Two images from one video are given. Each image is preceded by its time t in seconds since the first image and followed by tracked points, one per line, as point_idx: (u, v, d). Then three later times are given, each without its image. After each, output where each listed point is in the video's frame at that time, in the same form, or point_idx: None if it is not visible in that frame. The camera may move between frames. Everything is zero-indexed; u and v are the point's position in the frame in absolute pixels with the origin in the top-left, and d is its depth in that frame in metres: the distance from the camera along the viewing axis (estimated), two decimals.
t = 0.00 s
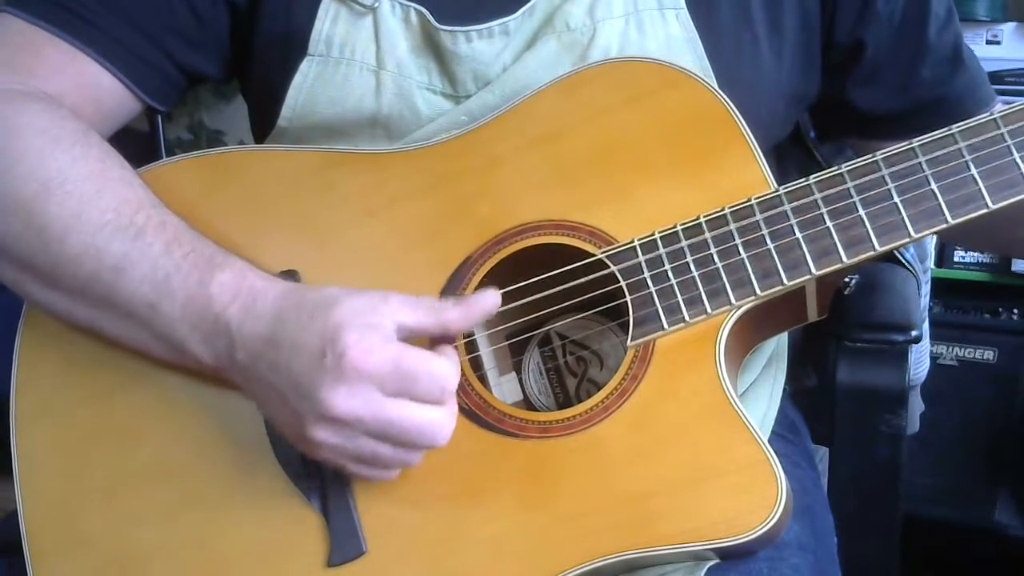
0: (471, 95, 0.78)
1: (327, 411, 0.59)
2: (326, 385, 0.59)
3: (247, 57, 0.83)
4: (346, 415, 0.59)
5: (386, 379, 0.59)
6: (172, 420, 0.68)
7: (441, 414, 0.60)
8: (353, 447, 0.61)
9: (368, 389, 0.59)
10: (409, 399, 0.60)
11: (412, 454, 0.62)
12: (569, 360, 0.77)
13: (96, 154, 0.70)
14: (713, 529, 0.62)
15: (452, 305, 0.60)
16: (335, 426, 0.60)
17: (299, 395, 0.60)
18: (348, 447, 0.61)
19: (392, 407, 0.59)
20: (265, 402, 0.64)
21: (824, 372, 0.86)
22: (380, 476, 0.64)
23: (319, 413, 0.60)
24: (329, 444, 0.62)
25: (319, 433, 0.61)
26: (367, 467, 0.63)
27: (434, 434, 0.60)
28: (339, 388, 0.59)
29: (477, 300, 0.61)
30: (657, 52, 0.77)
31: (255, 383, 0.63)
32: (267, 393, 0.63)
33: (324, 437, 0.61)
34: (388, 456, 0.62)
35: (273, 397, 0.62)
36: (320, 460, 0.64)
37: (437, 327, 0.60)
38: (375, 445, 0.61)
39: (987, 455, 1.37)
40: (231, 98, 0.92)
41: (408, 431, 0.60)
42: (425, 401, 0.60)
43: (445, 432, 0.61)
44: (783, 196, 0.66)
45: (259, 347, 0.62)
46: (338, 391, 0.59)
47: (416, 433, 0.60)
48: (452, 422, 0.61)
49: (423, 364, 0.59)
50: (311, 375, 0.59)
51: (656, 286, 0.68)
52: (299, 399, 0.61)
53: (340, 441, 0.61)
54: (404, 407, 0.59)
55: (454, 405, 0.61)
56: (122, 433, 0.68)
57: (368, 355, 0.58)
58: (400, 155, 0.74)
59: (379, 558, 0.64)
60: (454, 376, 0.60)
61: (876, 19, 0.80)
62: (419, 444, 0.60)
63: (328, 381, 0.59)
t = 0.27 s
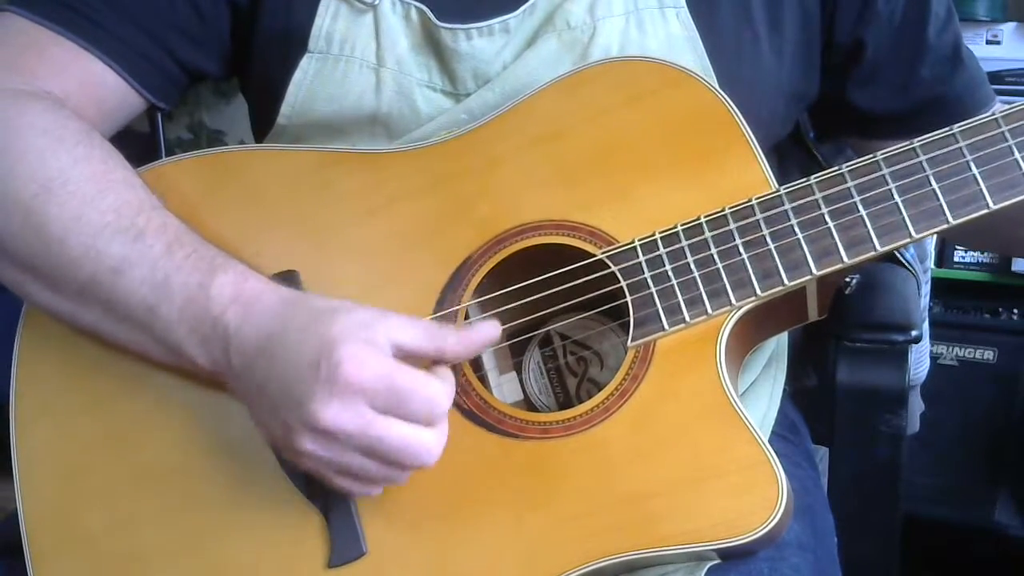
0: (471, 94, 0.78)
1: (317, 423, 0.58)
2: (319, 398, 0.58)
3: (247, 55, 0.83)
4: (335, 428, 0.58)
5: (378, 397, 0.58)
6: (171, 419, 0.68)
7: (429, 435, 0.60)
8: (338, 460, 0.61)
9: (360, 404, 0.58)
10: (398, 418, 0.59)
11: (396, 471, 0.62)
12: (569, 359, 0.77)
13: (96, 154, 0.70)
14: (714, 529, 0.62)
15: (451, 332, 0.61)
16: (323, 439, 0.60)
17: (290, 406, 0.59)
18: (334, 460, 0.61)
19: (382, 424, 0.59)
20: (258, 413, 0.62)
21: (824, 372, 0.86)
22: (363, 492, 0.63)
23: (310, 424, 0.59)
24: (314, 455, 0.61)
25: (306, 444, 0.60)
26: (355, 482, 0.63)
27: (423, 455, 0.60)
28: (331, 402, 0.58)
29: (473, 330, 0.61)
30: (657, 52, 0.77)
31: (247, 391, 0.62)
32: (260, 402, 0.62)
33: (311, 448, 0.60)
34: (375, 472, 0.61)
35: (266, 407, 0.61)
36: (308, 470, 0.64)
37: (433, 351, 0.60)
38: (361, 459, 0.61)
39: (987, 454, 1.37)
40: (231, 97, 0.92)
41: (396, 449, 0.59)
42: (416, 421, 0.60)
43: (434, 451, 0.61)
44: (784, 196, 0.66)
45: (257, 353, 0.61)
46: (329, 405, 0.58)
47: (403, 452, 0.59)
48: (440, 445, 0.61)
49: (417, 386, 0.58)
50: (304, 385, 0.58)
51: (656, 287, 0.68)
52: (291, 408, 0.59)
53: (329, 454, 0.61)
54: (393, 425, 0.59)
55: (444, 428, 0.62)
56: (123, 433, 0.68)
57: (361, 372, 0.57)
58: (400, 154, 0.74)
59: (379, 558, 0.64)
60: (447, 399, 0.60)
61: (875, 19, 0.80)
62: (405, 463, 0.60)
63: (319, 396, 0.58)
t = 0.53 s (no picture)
0: (470, 93, 0.78)
1: (304, 435, 0.59)
2: (308, 410, 0.58)
3: (246, 54, 0.83)
4: (323, 441, 0.58)
5: (367, 411, 0.58)
6: (171, 420, 0.68)
7: (420, 454, 0.60)
8: (325, 472, 0.61)
9: (348, 419, 0.58)
10: (385, 435, 0.59)
11: (381, 488, 0.61)
12: (568, 360, 0.77)
13: (96, 153, 0.70)
14: (714, 530, 0.62)
15: (446, 352, 0.62)
16: (309, 451, 0.60)
17: (281, 415, 0.59)
18: (320, 475, 0.61)
19: (369, 439, 0.59)
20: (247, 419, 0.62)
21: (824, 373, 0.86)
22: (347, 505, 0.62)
23: (297, 435, 0.59)
24: (298, 467, 0.61)
25: (291, 455, 0.60)
26: (338, 495, 0.62)
27: (409, 474, 0.60)
28: (320, 415, 0.58)
29: (470, 352, 0.62)
30: (657, 51, 0.77)
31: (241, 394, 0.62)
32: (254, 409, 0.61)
33: (294, 459, 0.60)
34: (360, 489, 0.61)
35: (256, 416, 0.61)
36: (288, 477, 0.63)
37: (428, 371, 0.61)
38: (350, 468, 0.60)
39: (987, 454, 1.37)
40: (231, 97, 0.92)
41: (381, 464, 0.59)
42: (404, 439, 0.60)
43: (422, 472, 0.60)
44: (784, 196, 0.66)
45: (252, 358, 0.61)
46: (318, 417, 0.58)
47: (392, 470, 0.59)
48: (428, 463, 0.61)
49: (408, 402, 0.59)
50: (296, 398, 0.59)
51: (656, 288, 0.68)
52: (279, 420, 0.60)
53: (313, 468, 0.61)
54: (381, 443, 0.59)
55: (434, 448, 0.62)
56: (123, 434, 0.68)
57: (351, 385, 0.58)
58: (399, 154, 0.74)
59: (379, 560, 0.64)
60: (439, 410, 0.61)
61: (875, 19, 0.80)
62: (390, 480, 0.60)
63: (308, 408, 0.58)
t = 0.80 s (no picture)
0: (470, 92, 0.78)
1: (325, 426, 0.59)
2: (329, 402, 0.58)
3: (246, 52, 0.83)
4: (343, 434, 0.59)
5: (388, 401, 0.58)
6: (171, 421, 0.68)
7: (438, 449, 0.60)
8: (343, 465, 0.61)
9: (369, 409, 0.58)
10: (406, 427, 0.59)
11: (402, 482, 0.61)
12: (569, 360, 0.77)
13: (97, 152, 0.70)
14: (714, 530, 0.62)
15: (459, 353, 0.60)
16: (330, 443, 0.60)
17: (301, 409, 0.59)
18: (337, 466, 0.61)
19: (391, 432, 0.59)
20: (264, 412, 0.62)
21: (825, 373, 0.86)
22: (364, 501, 0.63)
23: (318, 429, 0.59)
24: (320, 459, 0.61)
25: (312, 447, 0.60)
26: (355, 489, 0.63)
27: (427, 468, 0.60)
28: (341, 406, 0.58)
29: (482, 358, 0.60)
30: (657, 51, 0.77)
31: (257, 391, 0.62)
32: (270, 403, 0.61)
33: (316, 452, 0.60)
34: (378, 482, 0.61)
35: (272, 406, 0.61)
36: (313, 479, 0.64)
37: (437, 368, 0.59)
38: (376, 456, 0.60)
39: (987, 454, 1.37)
40: (231, 97, 0.92)
41: (401, 459, 0.59)
42: (427, 433, 0.59)
43: (443, 468, 0.60)
44: (784, 197, 0.65)
45: (264, 354, 0.61)
46: (338, 409, 0.58)
47: (412, 465, 0.59)
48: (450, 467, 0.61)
49: (432, 395, 0.58)
50: (314, 389, 0.59)
51: (656, 288, 0.68)
52: (298, 412, 0.60)
53: (332, 459, 0.61)
54: (404, 436, 0.59)
55: (458, 440, 0.61)
56: (123, 434, 0.68)
57: (371, 375, 0.58)
58: (399, 154, 0.74)
59: (379, 561, 0.64)
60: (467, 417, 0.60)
61: (876, 17, 0.80)
62: (410, 475, 0.60)
63: (328, 401, 0.58)
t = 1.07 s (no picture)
0: (468, 93, 0.78)
1: (348, 375, 0.59)
2: (347, 347, 0.59)
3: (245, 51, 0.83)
4: (369, 376, 0.59)
5: (405, 330, 0.59)
6: (170, 421, 0.68)
7: (459, 358, 0.61)
8: (375, 411, 0.61)
9: (388, 345, 0.59)
10: (428, 349, 0.60)
11: (435, 409, 0.62)
12: (569, 360, 0.77)
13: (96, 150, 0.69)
14: (713, 531, 0.62)
15: (460, 268, 0.62)
16: (357, 391, 0.60)
17: (317, 364, 0.60)
18: (368, 414, 0.61)
19: (416, 361, 0.60)
20: (286, 390, 0.63)
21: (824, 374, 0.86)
22: (404, 450, 0.63)
23: (340, 378, 0.60)
24: (350, 414, 0.61)
25: (341, 402, 0.61)
26: (394, 438, 0.62)
27: (455, 381, 0.61)
28: (360, 347, 0.59)
29: (485, 265, 0.63)
30: (657, 51, 0.77)
31: (270, 369, 0.63)
32: (285, 375, 0.62)
33: (346, 406, 0.61)
34: (411, 418, 0.61)
35: (290, 373, 0.62)
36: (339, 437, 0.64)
37: (440, 290, 0.62)
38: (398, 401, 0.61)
39: (987, 454, 1.37)
40: (230, 98, 0.92)
41: (431, 381, 0.60)
42: (444, 346, 0.61)
43: (467, 376, 0.62)
44: (784, 197, 0.65)
45: (274, 327, 0.62)
46: (359, 351, 0.59)
47: (440, 380, 0.60)
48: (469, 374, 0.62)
49: (445, 311, 0.60)
50: (330, 340, 0.59)
51: (656, 289, 0.68)
52: (313, 366, 0.61)
53: (362, 410, 0.61)
54: (426, 360, 0.60)
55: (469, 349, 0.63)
56: (122, 434, 0.68)
57: (385, 313, 0.59)
58: (399, 153, 0.74)
59: (379, 561, 0.64)
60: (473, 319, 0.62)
61: (874, 18, 0.80)
62: (442, 393, 0.61)
63: (346, 347, 0.59)
